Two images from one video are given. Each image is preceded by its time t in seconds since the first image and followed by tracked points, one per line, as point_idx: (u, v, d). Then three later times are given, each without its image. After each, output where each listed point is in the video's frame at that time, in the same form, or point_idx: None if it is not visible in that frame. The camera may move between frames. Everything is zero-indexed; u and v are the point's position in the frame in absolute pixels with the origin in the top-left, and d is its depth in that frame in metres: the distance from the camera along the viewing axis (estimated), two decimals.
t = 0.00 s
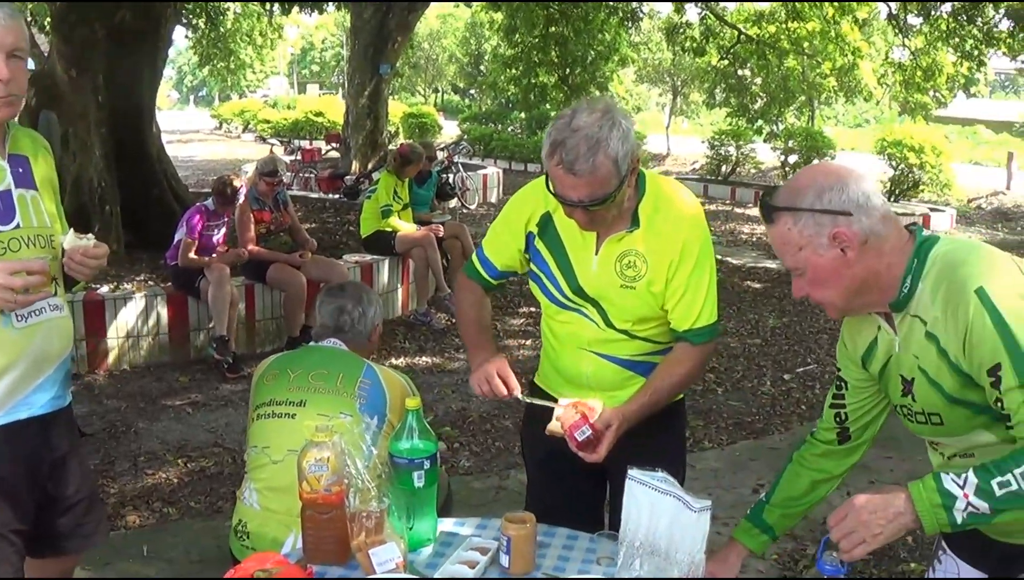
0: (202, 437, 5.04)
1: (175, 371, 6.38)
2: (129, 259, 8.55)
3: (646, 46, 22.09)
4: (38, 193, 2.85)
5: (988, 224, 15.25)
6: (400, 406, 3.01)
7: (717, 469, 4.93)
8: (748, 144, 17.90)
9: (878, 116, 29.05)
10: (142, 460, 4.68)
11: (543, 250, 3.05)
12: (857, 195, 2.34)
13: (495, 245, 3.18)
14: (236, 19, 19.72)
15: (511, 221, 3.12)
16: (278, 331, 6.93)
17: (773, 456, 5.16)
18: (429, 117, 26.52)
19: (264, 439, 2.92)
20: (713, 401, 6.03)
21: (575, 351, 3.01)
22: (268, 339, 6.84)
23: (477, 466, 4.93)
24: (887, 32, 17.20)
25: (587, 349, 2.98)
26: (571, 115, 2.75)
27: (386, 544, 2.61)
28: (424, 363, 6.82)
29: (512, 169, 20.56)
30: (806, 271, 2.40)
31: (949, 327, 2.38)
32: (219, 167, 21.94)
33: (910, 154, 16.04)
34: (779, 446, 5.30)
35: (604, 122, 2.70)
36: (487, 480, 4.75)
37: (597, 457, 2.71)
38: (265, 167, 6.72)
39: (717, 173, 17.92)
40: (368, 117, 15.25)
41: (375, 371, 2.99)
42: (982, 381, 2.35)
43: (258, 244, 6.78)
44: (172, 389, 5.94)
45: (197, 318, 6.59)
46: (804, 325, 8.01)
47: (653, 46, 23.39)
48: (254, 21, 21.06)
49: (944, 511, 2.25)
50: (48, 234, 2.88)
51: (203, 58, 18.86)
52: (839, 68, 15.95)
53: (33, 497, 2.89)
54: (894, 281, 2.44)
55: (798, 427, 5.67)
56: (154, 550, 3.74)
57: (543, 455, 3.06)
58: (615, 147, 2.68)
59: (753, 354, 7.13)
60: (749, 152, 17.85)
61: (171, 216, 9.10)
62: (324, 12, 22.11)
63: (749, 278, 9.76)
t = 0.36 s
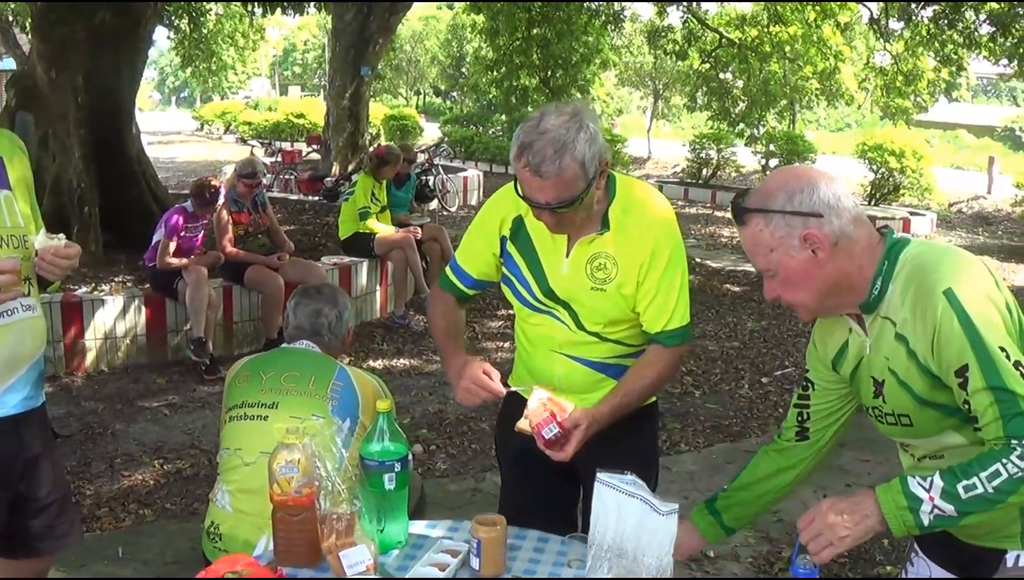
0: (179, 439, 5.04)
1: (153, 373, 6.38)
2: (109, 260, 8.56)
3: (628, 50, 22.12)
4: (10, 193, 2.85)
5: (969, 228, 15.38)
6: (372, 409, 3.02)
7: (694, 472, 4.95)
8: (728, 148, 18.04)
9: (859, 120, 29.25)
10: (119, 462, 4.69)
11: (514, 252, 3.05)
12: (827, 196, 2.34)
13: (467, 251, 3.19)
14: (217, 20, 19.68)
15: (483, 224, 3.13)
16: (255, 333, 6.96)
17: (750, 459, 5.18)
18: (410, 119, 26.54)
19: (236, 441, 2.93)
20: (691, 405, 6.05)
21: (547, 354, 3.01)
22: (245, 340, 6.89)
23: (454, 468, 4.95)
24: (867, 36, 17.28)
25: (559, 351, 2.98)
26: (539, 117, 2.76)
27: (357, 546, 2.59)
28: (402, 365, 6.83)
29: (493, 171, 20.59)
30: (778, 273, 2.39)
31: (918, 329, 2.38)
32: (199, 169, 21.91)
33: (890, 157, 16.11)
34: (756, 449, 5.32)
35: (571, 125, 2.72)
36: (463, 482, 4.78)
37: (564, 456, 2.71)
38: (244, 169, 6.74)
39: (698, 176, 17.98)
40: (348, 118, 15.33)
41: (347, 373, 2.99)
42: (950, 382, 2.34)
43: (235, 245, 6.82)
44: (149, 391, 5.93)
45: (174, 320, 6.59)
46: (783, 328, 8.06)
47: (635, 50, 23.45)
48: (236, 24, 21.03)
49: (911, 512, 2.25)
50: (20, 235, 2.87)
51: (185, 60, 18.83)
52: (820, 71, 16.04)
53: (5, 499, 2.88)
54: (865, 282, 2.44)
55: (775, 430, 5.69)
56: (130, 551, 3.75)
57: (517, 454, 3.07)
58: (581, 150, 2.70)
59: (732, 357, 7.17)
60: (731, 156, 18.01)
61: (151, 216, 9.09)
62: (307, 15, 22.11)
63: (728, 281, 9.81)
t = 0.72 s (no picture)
0: (158, 443, 5.05)
1: (133, 378, 6.39)
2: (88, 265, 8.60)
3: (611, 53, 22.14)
4: None
5: (952, 231, 15.44)
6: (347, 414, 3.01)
7: (673, 475, 4.96)
8: (712, 152, 18.14)
9: (843, 122, 29.40)
10: (98, 468, 4.71)
11: (486, 258, 3.04)
12: (810, 182, 2.33)
13: (437, 256, 3.16)
14: (201, 26, 19.71)
15: (453, 228, 3.11)
16: (235, 339, 6.97)
17: (730, 462, 5.18)
18: (393, 123, 26.59)
19: (209, 446, 2.92)
20: (671, 408, 6.07)
21: (519, 359, 3.00)
22: (225, 346, 6.90)
23: (433, 473, 4.99)
24: (850, 38, 17.30)
25: (532, 356, 2.97)
26: (512, 124, 2.76)
27: (326, 550, 2.57)
28: (383, 369, 6.86)
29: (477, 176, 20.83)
30: (766, 263, 2.33)
31: (896, 323, 2.29)
32: (182, 174, 21.95)
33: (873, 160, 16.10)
34: (735, 452, 5.34)
35: (543, 132, 2.72)
36: (441, 486, 4.81)
37: (543, 463, 2.67)
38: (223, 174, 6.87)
39: (681, 179, 18.23)
40: (331, 124, 15.01)
41: (321, 378, 2.99)
42: (926, 378, 2.26)
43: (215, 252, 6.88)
44: (129, 397, 5.94)
45: (154, 325, 6.62)
46: (764, 331, 8.10)
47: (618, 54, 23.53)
48: (220, 29, 21.07)
49: (883, 507, 2.18)
50: None
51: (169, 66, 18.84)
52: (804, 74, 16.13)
53: None
54: (845, 272, 2.38)
55: (755, 433, 5.70)
56: (108, 558, 3.76)
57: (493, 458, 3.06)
58: (554, 157, 2.69)
59: (712, 361, 7.21)
60: (713, 158, 18.15)
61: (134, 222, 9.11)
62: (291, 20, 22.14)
63: (710, 284, 9.85)
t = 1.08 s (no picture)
0: (141, 445, 5.09)
1: (119, 380, 6.42)
2: (74, 267, 8.66)
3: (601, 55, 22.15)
4: None
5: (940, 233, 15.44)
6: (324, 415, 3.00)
7: (656, 477, 4.97)
8: (700, 154, 18.26)
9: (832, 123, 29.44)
10: (81, 470, 4.74)
11: (459, 266, 3.01)
12: (801, 165, 2.25)
13: (414, 266, 3.13)
14: (190, 29, 19.80)
15: (427, 237, 3.07)
16: (220, 340, 7.04)
17: (711, 464, 5.18)
18: (380, 125, 26.68)
19: (186, 448, 2.92)
20: (656, 410, 6.08)
21: (495, 363, 2.99)
22: (211, 347, 6.97)
23: (416, 475, 5.03)
24: (839, 39, 17.29)
25: (506, 360, 2.96)
26: (477, 135, 2.72)
27: (300, 550, 2.53)
28: (367, 371, 6.89)
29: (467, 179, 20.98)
30: (757, 248, 2.24)
31: (883, 310, 2.23)
32: (170, 177, 22.07)
33: (860, 161, 16.07)
34: (718, 453, 5.35)
35: (508, 143, 2.68)
36: (423, 488, 4.85)
37: (556, 467, 2.67)
38: (208, 177, 6.87)
39: (669, 180, 18.31)
40: (319, 126, 15.10)
41: (297, 380, 2.99)
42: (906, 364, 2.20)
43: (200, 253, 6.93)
44: (114, 399, 5.97)
45: (139, 328, 6.65)
46: (750, 332, 8.11)
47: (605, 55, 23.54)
48: (212, 33, 21.18)
49: (849, 484, 2.17)
50: None
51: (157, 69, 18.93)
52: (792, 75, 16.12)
53: None
54: (833, 256, 2.30)
55: (739, 434, 5.70)
56: (90, 559, 3.80)
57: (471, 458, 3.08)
58: (522, 167, 2.66)
59: (697, 362, 7.22)
60: (701, 160, 18.30)
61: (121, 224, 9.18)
62: (282, 23, 22.25)
63: (697, 285, 9.87)
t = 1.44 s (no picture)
0: (128, 447, 5.10)
1: (105, 382, 6.43)
2: (63, 270, 8.66)
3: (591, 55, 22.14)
4: None
5: (930, 231, 15.40)
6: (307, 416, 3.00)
7: (643, 477, 4.95)
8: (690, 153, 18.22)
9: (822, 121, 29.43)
10: (67, 471, 4.75)
11: (440, 270, 2.96)
12: (776, 168, 2.25)
13: (406, 282, 3.06)
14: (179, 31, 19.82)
15: (410, 241, 3.02)
16: (207, 342, 7.08)
17: (697, 462, 5.16)
18: (370, 126, 26.71)
19: (168, 449, 2.92)
20: (643, 409, 6.06)
21: (478, 363, 2.97)
22: (199, 349, 7.00)
23: (402, 475, 5.02)
24: (827, 38, 17.27)
25: (490, 360, 2.94)
26: (456, 134, 2.69)
27: (280, 550, 2.50)
28: (355, 372, 6.89)
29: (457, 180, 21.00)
30: (729, 250, 2.27)
31: (853, 309, 2.20)
32: (160, 179, 22.10)
33: (849, 160, 16.01)
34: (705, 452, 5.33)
35: (490, 139, 2.66)
36: (410, 488, 4.85)
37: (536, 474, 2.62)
38: (195, 179, 6.93)
39: (658, 180, 18.27)
40: (307, 126, 14.94)
41: (278, 380, 2.98)
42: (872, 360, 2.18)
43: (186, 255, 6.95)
44: (101, 401, 5.98)
45: (126, 330, 6.69)
46: (738, 331, 8.10)
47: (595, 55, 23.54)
48: (203, 36, 21.21)
49: (803, 462, 2.20)
50: None
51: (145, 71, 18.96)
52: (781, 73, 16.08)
53: None
54: (806, 255, 2.29)
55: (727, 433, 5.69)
56: (76, 561, 3.80)
57: (455, 458, 3.06)
58: (504, 162, 2.64)
59: (685, 361, 7.20)
60: (690, 159, 18.26)
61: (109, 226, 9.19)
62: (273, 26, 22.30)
63: (685, 284, 9.86)
